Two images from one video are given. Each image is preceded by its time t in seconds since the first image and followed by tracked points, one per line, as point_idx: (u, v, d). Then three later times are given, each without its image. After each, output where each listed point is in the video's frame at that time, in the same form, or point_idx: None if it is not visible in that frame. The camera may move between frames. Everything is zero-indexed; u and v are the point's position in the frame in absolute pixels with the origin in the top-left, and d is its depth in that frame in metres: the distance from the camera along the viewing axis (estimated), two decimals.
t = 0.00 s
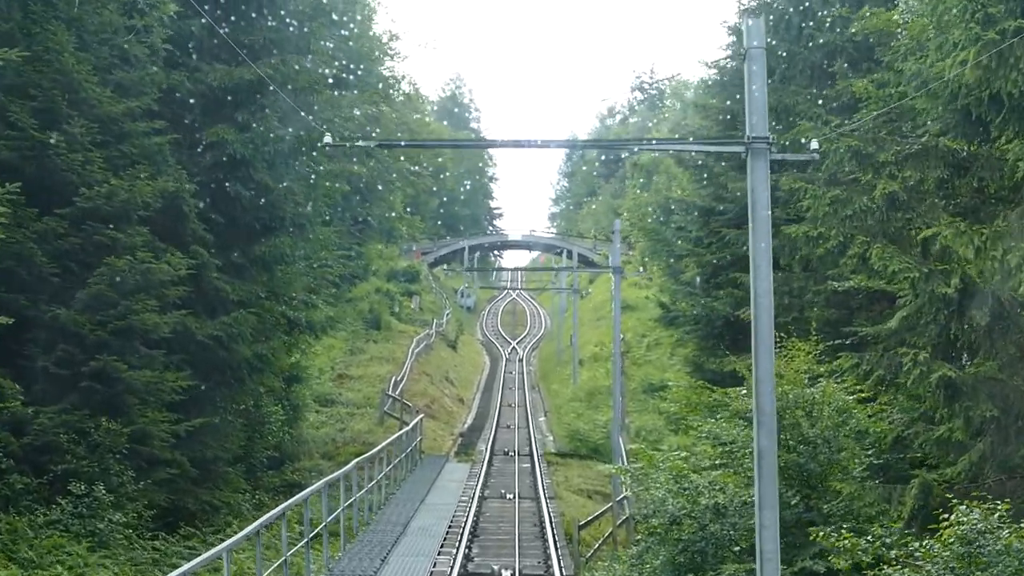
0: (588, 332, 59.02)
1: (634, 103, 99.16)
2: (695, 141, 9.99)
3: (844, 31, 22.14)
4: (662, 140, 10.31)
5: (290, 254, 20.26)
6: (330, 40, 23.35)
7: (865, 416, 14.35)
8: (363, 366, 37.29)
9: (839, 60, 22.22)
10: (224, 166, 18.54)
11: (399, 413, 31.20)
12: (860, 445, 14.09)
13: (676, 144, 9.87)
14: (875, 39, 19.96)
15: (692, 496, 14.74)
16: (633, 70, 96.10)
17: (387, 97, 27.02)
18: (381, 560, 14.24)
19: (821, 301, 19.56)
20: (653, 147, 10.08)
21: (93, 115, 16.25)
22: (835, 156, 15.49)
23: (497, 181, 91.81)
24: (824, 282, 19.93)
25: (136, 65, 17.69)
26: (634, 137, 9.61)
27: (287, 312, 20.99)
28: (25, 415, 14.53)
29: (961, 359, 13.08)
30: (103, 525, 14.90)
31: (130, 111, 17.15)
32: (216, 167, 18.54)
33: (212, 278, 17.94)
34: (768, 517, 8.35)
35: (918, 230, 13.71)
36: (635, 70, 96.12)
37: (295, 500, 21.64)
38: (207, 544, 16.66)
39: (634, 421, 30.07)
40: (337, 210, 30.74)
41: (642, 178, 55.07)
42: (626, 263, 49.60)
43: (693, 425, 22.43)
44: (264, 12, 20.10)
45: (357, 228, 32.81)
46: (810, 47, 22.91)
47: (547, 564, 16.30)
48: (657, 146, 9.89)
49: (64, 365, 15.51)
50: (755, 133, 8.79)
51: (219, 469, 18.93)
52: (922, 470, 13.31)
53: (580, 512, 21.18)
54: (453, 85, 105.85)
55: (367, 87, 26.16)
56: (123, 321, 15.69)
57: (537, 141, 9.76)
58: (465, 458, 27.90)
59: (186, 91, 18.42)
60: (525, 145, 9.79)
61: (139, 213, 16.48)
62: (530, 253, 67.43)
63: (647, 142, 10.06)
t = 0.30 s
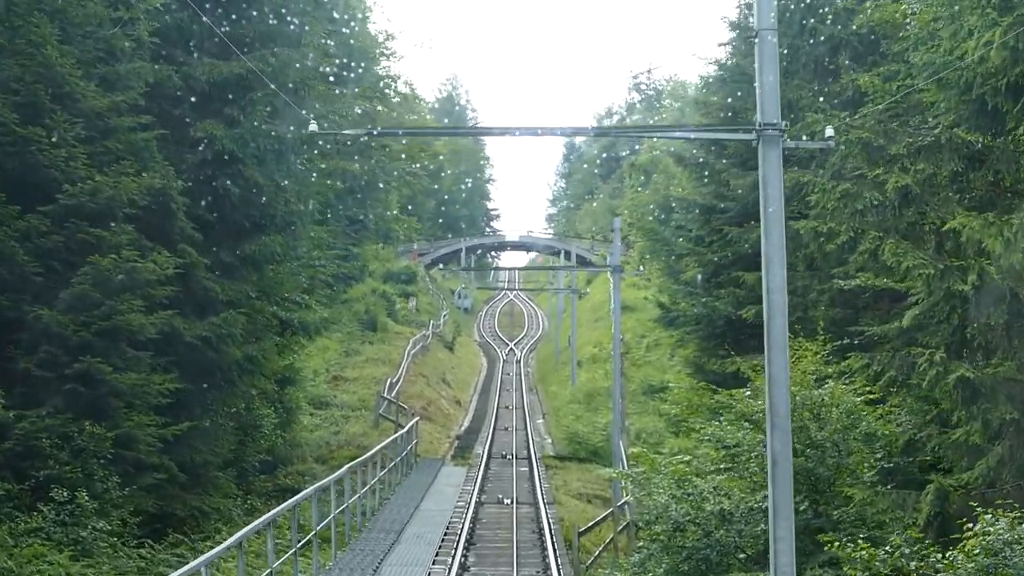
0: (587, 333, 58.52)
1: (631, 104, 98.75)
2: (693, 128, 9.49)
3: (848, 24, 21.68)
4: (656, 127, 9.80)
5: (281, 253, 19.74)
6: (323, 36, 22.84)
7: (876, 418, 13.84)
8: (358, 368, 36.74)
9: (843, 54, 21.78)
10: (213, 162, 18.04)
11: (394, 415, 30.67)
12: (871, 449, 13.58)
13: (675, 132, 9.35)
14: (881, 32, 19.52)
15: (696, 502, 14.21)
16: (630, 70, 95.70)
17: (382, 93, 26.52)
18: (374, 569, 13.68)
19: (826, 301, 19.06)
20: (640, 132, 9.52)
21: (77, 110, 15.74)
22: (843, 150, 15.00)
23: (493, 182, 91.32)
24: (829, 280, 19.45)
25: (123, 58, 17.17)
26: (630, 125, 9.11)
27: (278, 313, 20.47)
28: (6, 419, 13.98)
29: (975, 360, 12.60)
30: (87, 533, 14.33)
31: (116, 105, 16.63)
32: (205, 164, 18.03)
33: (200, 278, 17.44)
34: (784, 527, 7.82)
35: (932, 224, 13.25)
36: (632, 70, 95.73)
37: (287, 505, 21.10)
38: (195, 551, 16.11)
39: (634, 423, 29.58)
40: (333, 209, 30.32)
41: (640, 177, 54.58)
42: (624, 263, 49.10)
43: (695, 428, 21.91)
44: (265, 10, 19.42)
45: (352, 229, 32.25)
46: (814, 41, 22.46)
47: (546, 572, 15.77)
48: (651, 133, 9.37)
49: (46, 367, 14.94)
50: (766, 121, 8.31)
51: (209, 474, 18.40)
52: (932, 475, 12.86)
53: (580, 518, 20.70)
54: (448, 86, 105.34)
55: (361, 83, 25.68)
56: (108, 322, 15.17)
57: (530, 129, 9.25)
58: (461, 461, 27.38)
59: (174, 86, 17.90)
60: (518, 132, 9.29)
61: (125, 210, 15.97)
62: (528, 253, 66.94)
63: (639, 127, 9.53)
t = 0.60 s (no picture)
0: (589, 337, 57.98)
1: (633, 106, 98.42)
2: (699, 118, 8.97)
3: (859, 19, 21.14)
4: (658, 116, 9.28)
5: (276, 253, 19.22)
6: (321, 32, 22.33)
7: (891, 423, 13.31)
8: (356, 372, 36.21)
9: (853, 50, 21.25)
10: (205, 159, 17.53)
11: (393, 419, 30.16)
12: (886, 456, 13.05)
13: (680, 120, 8.82)
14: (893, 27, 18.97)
15: (704, 511, 13.66)
16: (633, 73, 95.36)
17: (380, 90, 26.01)
18: None
19: (836, 303, 18.55)
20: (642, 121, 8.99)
21: (64, 105, 15.24)
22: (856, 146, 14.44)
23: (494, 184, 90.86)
24: (838, 281, 18.90)
25: (113, 52, 16.65)
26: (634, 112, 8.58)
27: (273, 315, 19.95)
28: None
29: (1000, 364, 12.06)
30: (71, 544, 13.73)
31: (105, 100, 16.12)
32: (198, 160, 17.53)
33: (192, 278, 16.94)
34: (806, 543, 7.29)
35: (951, 222, 12.61)
36: (634, 73, 95.37)
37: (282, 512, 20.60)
38: (185, 561, 15.59)
39: (637, 428, 29.06)
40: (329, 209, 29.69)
41: (642, 180, 54.01)
42: (626, 266, 48.55)
43: (700, 434, 21.37)
44: (264, 12, 18.87)
45: (350, 231, 31.75)
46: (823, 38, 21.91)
47: None
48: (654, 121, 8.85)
49: (32, 370, 14.51)
50: (783, 108, 7.82)
51: (200, 480, 17.89)
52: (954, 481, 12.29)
53: (583, 526, 20.14)
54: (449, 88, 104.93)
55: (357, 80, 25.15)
56: (95, 324, 14.67)
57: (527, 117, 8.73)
58: (461, 467, 26.85)
59: (165, 81, 17.37)
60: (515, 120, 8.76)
61: (113, 208, 15.46)
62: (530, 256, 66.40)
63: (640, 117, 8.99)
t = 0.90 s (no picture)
0: (585, 340, 57.46)
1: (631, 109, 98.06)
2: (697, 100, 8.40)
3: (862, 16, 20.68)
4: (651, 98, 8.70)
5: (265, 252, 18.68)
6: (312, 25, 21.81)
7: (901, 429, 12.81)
8: (349, 374, 35.67)
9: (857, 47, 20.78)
10: (190, 153, 17.00)
11: (386, 423, 29.61)
12: (896, 463, 12.55)
13: (677, 103, 8.25)
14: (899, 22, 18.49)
15: (707, 519, 13.14)
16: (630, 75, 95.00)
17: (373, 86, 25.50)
18: None
19: (840, 305, 18.05)
20: (634, 104, 8.39)
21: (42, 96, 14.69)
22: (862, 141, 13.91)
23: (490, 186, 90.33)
24: (842, 282, 18.37)
25: (96, 42, 16.15)
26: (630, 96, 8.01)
27: (261, 315, 19.40)
28: None
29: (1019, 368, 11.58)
30: (50, 551, 13.09)
31: (86, 91, 15.61)
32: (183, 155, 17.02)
33: (176, 276, 16.38)
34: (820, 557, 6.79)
35: (964, 219, 12.56)
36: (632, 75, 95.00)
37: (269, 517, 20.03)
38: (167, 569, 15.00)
39: (635, 433, 28.54)
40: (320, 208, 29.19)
41: (640, 182, 53.55)
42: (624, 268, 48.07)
43: (700, 438, 20.83)
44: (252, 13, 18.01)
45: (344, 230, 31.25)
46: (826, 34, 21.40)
47: None
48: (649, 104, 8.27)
49: (8, 370, 14.16)
50: (797, 92, 7.31)
51: (185, 485, 17.31)
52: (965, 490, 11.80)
53: (580, 533, 19.57)
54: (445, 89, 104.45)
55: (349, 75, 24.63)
56: (74, 322, 14.14)
57: (516, 100, 8.15)
58: (454, 471, 26.28)
59: (150, 73, 16.86)
60: (503, 104, 8.19)
61: (94, 204, 14.97)
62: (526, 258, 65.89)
63: (631, 100, 8.36)
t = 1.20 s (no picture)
0: (582, 338, 56.98)
1: (625, 107, 97.72)
2: (700, 75, 7.92)
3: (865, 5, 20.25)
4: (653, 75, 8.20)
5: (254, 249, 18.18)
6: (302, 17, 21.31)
7: (913, 427, 12.35)
8: (342, 374, 35.16)
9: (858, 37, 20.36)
10: (175, 148, 16.50)
11: (379, 423, 29.11)
12: (908, 462, 12.12)
13: (674, 79, 7.78)
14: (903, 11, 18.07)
15: (713, 522, 12.80)
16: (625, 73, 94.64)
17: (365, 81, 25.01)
18: None
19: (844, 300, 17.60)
20: (630, 82, 7.94)
21: (21, 89, 14.17)
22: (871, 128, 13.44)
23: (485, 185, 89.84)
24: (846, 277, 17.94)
25: (76, 33, 15.64)
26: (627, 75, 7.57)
27: (250, 314, 18.90)
28: None
29: None
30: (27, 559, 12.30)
31: (67, 83, 15.11)
32: (168, 149, 16.50)
33: (161, 273, 15.86)
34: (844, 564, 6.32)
35: (979, 208, 12.12)
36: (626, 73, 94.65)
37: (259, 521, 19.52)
38: None
39: (633, 432, 28.08)
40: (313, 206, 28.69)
41: (635, 179, 53.11)
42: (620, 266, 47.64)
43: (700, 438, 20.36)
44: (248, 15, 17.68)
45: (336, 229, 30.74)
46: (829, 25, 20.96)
47: None
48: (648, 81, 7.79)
49: None
50: (814, 68, 6.83)
51: (172, 490, 16.79)
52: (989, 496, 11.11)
53: (579, 537, 19.09)
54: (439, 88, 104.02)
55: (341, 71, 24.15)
56: (54, 322, 13.62)
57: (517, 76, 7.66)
58: (450, 473, 25.79)
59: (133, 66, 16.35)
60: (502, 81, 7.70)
61: (75, 199, 14.44)
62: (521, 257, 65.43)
63: (637, 77, 7.86)
